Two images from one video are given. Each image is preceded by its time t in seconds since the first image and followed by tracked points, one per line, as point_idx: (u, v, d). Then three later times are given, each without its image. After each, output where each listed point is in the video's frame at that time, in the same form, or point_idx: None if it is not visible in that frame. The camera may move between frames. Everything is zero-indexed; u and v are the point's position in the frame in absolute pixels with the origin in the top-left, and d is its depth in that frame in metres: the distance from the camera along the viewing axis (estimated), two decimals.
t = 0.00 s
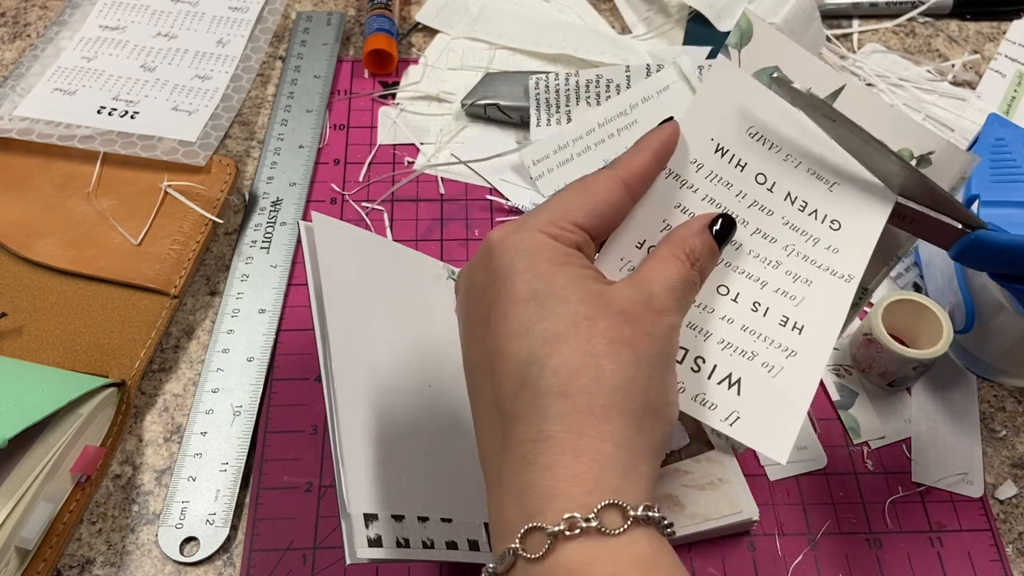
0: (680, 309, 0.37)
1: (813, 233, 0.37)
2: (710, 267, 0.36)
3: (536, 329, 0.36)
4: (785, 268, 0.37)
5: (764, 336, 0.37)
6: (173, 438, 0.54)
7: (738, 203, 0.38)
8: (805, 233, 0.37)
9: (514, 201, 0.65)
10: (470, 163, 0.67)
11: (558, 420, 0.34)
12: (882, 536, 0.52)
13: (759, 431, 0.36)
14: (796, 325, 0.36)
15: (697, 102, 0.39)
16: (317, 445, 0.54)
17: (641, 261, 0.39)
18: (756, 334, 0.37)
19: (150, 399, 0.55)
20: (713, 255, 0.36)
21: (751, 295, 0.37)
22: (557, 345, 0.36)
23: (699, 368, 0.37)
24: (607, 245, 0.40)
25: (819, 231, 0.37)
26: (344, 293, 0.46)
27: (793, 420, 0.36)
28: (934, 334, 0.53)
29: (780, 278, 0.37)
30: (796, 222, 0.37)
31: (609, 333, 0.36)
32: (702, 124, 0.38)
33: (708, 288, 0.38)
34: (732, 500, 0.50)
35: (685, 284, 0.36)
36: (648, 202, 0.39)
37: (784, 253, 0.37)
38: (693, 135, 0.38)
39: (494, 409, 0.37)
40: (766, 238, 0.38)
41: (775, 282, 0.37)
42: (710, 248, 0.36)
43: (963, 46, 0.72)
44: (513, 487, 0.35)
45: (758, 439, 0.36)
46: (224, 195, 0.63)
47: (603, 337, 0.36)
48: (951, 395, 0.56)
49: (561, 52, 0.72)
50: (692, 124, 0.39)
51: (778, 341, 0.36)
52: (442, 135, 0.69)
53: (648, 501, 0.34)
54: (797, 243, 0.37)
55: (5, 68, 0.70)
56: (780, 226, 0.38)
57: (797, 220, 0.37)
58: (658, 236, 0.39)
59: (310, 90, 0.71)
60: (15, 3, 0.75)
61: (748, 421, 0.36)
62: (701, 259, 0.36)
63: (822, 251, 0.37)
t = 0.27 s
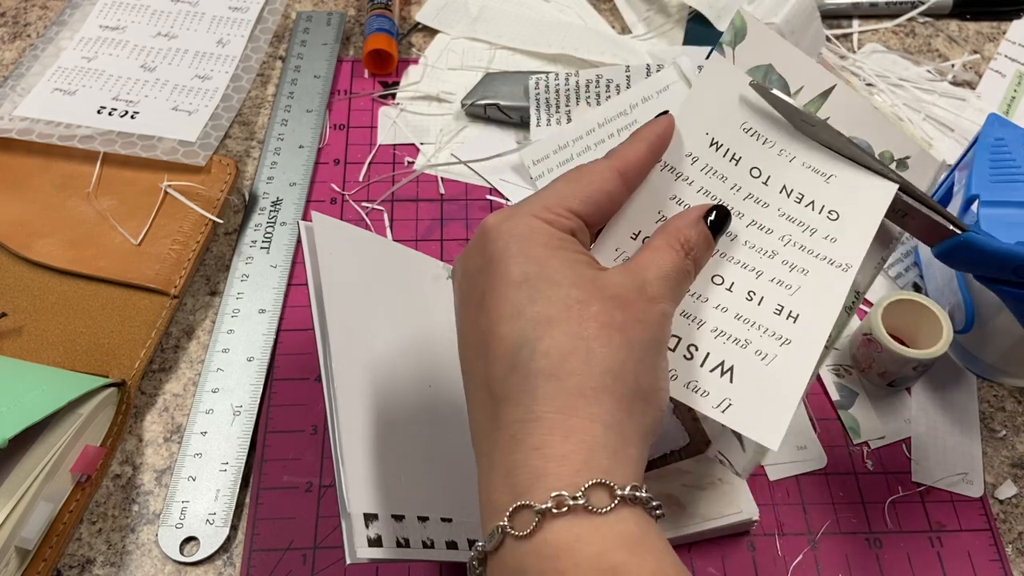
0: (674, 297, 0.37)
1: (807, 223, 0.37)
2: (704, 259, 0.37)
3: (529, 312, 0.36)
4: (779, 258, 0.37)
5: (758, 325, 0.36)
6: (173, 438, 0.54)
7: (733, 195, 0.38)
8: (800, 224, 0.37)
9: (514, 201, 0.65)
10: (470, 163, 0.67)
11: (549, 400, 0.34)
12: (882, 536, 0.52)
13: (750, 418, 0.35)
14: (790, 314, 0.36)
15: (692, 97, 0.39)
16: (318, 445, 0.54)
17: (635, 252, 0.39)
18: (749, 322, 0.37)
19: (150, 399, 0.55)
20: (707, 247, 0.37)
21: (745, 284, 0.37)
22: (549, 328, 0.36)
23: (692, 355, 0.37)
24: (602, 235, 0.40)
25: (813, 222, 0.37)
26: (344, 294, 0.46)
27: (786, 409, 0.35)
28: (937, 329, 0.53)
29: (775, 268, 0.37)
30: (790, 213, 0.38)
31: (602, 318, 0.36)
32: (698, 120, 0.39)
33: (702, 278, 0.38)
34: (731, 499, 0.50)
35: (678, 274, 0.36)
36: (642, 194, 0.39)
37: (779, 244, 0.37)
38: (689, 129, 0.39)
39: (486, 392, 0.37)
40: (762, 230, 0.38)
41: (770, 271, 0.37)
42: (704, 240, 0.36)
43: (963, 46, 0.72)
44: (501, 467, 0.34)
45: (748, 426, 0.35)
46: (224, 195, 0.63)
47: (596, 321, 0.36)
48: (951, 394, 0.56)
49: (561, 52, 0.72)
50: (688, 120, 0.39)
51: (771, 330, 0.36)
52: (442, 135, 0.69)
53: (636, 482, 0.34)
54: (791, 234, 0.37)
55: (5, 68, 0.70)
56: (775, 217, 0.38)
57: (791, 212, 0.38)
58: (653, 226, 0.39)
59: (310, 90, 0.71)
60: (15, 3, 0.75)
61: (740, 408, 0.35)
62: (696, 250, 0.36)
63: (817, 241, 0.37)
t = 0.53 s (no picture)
0: (701, 297, 0.38)
1: (836, 228, 0.38)
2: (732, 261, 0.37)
3: (556, 302, 0.37)
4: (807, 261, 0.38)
5: (785, 325, 0.37)
6: (173, 438, 0.54)
7: (761, 202, 0.39)
8: (828, 229, 0.38)
9: (514, 201, 0.65)
10: (470, 163, 0.67)
11: (573, 387, 0.35)
12: (882, 535, 0.52)
13: (773, 415, 0.36)
14: (818, 315, 0.37)
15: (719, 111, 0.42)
16: (317, 445, 0.54)
17: (664, 252, 0.41)
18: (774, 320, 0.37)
19: (150, 399, 0.55)
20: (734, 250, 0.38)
21: (773, 286, 0.38)
22: (575, 319, 0.37)
23: (717, 354, 0.38)
24: (633, 235, 0.41)
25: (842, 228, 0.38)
26: (344, 293, 0.46)
27: (809, 408, 0.36)
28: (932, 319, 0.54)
29: (803, 271, 0.38)
30: (818, 219, 0.39)
31: (624, 312, 0.37)
32: (727, 128, 0.41)
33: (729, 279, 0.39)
34: (731, 499, 0.50)
35: (706, 275, 0.37)
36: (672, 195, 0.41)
37: (806, 247, 0.38)
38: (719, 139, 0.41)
39: (512, 380, 0.38)
40: (790, 235, 0.39)
41: (797, 275, 0.38)
42: (732, 241, 0.37)
43: (963, 46, 0.72)
44: (524, 450, 0.36)
45: (771, 422, 0.36)
46: (224, 195, 0.63)
47: (618, 314, 0.37)
48: (951, 394, 0.56)
49: (561, 52, 0.72)
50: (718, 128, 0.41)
51: (796, 330, 0.37)
52: (442, 135, 0.69)
53: (654, 469, 0.35)
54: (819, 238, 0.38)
55: (5, 68, 0.71)
56: (803, 222, 0.39)
57: (820, 218, 0.39)
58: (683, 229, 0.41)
59: (310, 90, 0.71)
60: (15, 3, 0.75)
61: (764, 406, 0.36)
62: (724, 251, 0.37)
63: (845, 246, 0.38)
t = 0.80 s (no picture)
0: (731, 286, 0.38)
1: (869, 229, 0.39)
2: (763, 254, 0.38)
3: (592, 283, 0.38)
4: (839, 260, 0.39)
5: (813, 321, 0.38)
6: (173, 438, 0.54)
7: (797, 199, 0.40)
8: (862, 229, 0.39)
9: (514, 201, 0.65)
10: (470, 163, 0.67)
11: (604, 367, 0.35)
12: (882, 536, 0.52)
13: (796, 407, 0.37)
14: (845, 313, 0.38)
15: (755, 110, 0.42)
16: (317, 445, 0.54)
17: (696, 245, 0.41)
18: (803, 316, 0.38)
19: (150, 399, 0.55)
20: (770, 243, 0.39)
21: (804, 283, 0.39)
22: (609, 302, 0.37)
23: (744, 345, 0.39)
24: (667, 225, 0.42)
25: (876, 228, 0.39)
26: (343, 293, 0.46)
27: (834, 399, 0.37)
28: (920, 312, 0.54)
29: (834, 269, 0.39)
30: (853, 218, 0.39)
31: (659, 296, 0.37)
32: (765, 128, 0.41)
33: (759, 273, 0.40)
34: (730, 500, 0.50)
35: (736, 265, 0.38)
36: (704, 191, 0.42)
37: (838, 245, 0.39)
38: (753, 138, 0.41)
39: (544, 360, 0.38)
40: (823, 232, 0.39)
41: (827, 273, 0.39)
42: (765, 235, 0.38)
43: (963, 46, 0.72)
44: (555, 428, 0.36)
45: (794, 413, 0.37)
46: (224, 195, 0.63)
47: (654, 299, 0.37)
48: (951, 394, 0.56)
49: (561, 52, 0.72)
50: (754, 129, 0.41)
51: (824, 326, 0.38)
52: (442, 135, 0.69)
53: (681, 447, 0.35)
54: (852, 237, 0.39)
55: (5, 68, 0.71)
56: (837, 220, 0.39)
57: (854, 217, 0.39)
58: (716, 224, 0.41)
59: (310, 90, 0.71)
60: (15, 3, 0.75)
61: (788, 396, 0.37)
62: (756, 245, 0.38)
63: (877, 247, 0.39)
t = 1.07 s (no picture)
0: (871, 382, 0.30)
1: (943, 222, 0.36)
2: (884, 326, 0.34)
3: (735, 409, 0.30)
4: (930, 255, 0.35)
5: (940, 383, 0.31)
6: (173, 438, 0.54)
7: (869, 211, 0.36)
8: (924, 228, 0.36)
9: (514, 201, 0.66)
10: (470, 163, 0.68)
11: (768, 512, 0.27)
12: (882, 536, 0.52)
13: (976, 480, 0.30)
14: (967, 360, 0.31)
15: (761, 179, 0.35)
16: (317, 445, 0.54)
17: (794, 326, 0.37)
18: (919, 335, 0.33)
19: (151, 399, 0.55)
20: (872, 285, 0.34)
21: (899, 334, 0.32)
22: (765, 444, 0.28)
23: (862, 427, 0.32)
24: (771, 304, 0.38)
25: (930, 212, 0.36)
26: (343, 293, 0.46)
27: (1002, 464, 0.30)
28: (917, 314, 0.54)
29: (939, 315, 0.31)
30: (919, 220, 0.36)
31: (813, 417, 0.29)
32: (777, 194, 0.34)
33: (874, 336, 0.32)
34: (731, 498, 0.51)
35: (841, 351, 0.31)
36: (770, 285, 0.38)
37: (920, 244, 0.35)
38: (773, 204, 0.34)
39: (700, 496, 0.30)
40: (900, 279, 0.32)
41: (924, 315, 0.32)
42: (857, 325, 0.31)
43: (962, 47, 0.73)
44: None
45: (980, 487, 0.30)
46: (225, 195, 0.63)
47: (810, 429, 0.28)
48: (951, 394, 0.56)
49: (561, 52, 0.73)
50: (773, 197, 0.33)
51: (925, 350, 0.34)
52: (442, 135, 0.69)
53: None
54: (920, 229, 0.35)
55: (6, 68, 0.71)
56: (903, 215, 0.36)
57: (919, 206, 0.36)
58: (813, 313, 0.32)
59: (310, 91, 0.71)
60: (16, 3, 0.75)
61: (967, 477, 0.30)
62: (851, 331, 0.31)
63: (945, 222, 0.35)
